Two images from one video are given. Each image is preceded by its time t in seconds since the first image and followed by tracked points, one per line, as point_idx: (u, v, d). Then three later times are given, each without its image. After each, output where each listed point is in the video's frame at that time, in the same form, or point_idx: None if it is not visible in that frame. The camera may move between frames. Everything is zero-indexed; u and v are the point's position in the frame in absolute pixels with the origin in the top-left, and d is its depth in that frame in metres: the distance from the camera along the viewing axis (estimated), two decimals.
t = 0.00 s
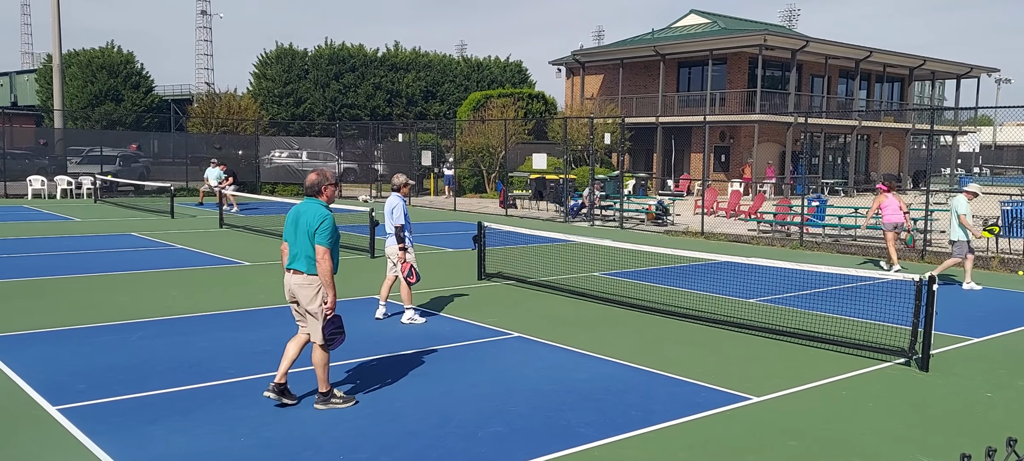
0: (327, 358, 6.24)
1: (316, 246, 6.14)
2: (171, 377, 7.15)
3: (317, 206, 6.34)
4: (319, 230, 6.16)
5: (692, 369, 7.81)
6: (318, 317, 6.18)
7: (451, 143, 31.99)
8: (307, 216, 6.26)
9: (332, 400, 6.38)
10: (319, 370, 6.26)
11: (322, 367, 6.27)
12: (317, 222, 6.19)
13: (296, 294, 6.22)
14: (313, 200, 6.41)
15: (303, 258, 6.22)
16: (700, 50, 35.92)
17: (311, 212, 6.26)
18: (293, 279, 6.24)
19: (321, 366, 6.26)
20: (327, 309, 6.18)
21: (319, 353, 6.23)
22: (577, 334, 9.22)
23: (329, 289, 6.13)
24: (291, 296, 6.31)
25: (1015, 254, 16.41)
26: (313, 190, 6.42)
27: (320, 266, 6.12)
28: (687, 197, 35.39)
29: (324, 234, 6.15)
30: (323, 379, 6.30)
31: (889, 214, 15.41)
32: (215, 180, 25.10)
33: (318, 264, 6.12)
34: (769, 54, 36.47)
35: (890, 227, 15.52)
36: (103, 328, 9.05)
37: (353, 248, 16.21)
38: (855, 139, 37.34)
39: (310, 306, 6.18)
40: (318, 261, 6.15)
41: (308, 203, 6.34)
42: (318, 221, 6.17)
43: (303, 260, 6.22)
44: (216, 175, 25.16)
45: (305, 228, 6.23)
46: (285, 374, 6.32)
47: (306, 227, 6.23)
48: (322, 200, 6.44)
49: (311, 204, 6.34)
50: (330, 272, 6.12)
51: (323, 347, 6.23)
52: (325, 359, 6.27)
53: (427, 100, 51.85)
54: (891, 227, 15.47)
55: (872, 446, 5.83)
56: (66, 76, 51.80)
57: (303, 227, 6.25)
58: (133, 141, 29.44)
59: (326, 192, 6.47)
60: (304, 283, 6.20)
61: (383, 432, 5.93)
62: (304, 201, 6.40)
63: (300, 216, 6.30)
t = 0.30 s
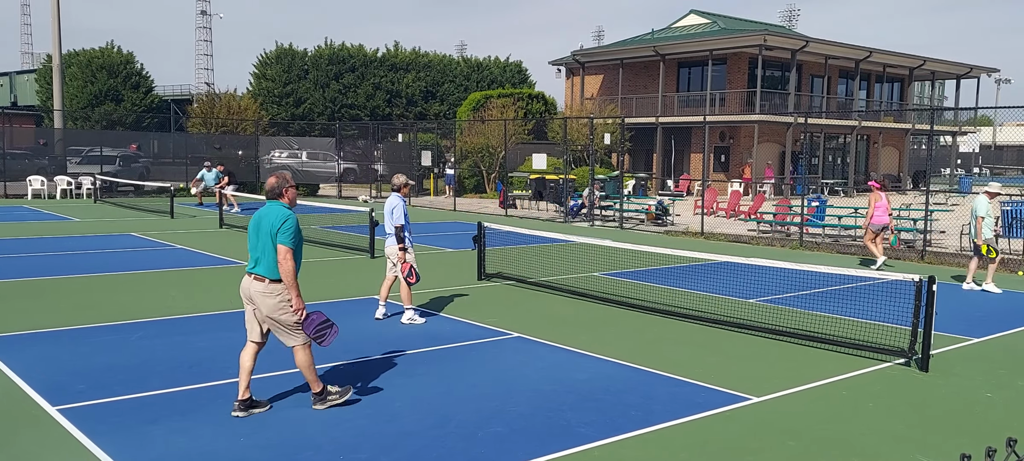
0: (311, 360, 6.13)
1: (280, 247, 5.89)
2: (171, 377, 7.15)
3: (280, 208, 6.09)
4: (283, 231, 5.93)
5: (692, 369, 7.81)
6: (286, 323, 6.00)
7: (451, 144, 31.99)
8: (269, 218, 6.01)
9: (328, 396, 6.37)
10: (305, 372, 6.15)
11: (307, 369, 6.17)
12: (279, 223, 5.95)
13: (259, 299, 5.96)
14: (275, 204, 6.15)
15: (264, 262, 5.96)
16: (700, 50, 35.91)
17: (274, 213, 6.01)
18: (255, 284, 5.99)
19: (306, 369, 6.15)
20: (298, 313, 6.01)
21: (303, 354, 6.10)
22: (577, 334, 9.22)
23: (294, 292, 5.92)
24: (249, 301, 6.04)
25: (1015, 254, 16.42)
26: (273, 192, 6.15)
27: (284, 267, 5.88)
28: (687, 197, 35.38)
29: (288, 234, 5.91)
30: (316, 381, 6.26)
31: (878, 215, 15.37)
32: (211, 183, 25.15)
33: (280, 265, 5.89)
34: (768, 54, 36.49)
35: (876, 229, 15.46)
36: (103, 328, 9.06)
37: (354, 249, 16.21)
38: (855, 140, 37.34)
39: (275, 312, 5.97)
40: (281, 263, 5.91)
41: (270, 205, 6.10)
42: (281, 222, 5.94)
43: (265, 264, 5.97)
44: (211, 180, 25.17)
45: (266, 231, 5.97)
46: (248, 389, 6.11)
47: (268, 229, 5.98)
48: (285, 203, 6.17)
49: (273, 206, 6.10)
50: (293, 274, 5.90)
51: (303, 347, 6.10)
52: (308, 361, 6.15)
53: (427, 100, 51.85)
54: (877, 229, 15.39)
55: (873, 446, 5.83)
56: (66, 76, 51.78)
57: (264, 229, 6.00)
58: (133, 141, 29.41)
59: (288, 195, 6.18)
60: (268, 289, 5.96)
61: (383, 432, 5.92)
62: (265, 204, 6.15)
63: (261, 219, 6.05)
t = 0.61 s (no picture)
0: (266, 359, 5.89)
1: (251, 243, 5.78)
2: (172, 377, 7.15)
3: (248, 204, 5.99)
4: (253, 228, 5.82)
5: (692, 369, 7.81)
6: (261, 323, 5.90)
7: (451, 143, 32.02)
8: (238, 215, 5.91)
9: (244, 409, 5.95)
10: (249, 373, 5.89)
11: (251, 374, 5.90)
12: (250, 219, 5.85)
13: (236, 300, 5.87)
14: (243, 199, 6.04)
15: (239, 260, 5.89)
16: (700, 50, 35.89)
17: (244, 210, 5.91)
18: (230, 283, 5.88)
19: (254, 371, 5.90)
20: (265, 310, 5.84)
21: (259, 356, 5.87)
22: (577, 334, 9.24)
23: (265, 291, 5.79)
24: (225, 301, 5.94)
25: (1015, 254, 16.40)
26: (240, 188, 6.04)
27: (256, 265, 5.77)
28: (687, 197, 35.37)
29: (258, 231, 5.80)
30: (242, 385, 5.92)
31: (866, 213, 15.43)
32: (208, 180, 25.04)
33: (253, 264, 5.78)
34: (769, 54, 36.48)
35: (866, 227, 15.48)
36: (104, 328, 9.06)
37: (354, 249, 16.22)
38: (855, 139, 37.34)
39: (250, 312, 5.87)
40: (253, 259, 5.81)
41: (238, 201, 5.99)
42: (252, 219, 5.84)
43: (240, 262, 5.88)
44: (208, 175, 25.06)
45: (237, 227, 5.88)
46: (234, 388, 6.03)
47: (239, 226, 5.89)
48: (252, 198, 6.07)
49: (241, 202, 5.99)
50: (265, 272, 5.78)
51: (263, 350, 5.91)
52: (263, 363, 5.93)
53: (427, 100, 51.84)
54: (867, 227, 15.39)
55: (873, 446, 5.83)
56: (66, 76, 51.79)
57: (235, 225, 5.90)
58: (133, 142, 29.39)
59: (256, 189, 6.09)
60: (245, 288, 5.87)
61: (385, 432, 5.92)
62: (233, 200, 6.04)
63: (231, 217, 5.94)
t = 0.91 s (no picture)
0: (201, 377, 5.53)
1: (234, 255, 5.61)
2: (173, 377, 7.15)
3: (223, 213, 5.80)
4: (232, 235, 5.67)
5: (692, 369, 7.81)
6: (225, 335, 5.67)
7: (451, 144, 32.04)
8: (215, 224, 5.72)
9: (191, 428, 5.62)
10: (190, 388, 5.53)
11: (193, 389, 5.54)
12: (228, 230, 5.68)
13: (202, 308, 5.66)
14: (217, 207, 5.83)
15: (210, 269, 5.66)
16: (700, 50, 35.89)
17: (219, 219, 5.72)
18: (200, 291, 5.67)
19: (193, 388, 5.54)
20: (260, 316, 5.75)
21: (198, 371, 5.53)
22: (577, 334, 9.24)
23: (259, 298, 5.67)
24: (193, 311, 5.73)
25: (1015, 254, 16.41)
26: (214, 195, 5.83)
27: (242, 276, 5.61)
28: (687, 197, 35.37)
29: (238, 241, 5.64)
30: (186, 404, 5.57)
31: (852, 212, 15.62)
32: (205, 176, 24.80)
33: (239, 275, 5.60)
34: (768, 54, 36.48)
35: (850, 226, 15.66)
36: (105, 328, 9.06)
37: (354, 249, 16.23)
38: (855, 139, 37.34)
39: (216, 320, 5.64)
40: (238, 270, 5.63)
41: (213, 209, 5.78)
42: (230, 230, 5.67)
43: (213, 273, 5.66)
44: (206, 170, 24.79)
45: (214, 237, 5.69)
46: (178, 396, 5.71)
47: (216, 235, 5.69)
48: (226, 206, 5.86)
49: (216, 210, 5.79)
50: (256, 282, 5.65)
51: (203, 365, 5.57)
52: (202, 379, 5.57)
53: (427, 100, 51.85)
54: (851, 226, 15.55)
55: (873, 446, 5.83)
56: (66, 76, 51.79)
57: (211, 234, 5.70)
58: (133, 142, 29.39)
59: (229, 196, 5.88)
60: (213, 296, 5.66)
61: (385, 432, 5.92)
62: (206, 208, 5.82)
63: (206, 225, 5.73)
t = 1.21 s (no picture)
0: (188, 380, 5.51)
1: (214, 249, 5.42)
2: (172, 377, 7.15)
3: (195, 210, 5.65)
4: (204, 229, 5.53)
5: (692, 369, 7.80)
6: (194, 337, 5.53)
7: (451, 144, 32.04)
8: (183, 221, 5.56)
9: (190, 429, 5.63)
10: (178, 394, 5.51)
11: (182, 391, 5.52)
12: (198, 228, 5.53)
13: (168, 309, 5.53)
14: (190, 204, 5.67)
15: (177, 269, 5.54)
16: (700, 50, 35.86)
17: (188, 215, 5.59)
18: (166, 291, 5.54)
19: (181, 390, 5.52)
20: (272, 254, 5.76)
21: (181, 374, 5.49)
22: (578, 334, 9.23)
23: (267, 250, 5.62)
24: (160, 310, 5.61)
25: (1014, 254, 16.40)
26: (191, 192, 5.69)
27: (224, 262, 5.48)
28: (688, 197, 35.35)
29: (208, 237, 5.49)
30: (180, 407, 5.55)
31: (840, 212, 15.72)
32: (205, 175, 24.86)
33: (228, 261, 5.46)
34: (768, 54, 36.46)
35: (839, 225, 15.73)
36: (105, 328, 9.06)
37: (354, 248, 16.23)
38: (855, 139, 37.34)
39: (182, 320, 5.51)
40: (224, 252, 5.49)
41: (185, 206, 5.64)
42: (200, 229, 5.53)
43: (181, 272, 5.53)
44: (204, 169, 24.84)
45: (182, 234, 5.54)
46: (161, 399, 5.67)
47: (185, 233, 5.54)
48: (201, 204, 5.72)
49: (188, 207, 5.65)
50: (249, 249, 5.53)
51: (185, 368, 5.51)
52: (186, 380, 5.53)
53: (427, 100, 51.83)
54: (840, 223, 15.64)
55: (873, 446, 5.83)
56: (66, 76, 51.79)
57: (179, 230, 5.55)
58: (133, 142, 29.39)
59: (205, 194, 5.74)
60: (178, 297, 5.52)
61: (385, 432, 5.92)
62: (181, 204, 5.68)
63: (175, 221, 5.58)
